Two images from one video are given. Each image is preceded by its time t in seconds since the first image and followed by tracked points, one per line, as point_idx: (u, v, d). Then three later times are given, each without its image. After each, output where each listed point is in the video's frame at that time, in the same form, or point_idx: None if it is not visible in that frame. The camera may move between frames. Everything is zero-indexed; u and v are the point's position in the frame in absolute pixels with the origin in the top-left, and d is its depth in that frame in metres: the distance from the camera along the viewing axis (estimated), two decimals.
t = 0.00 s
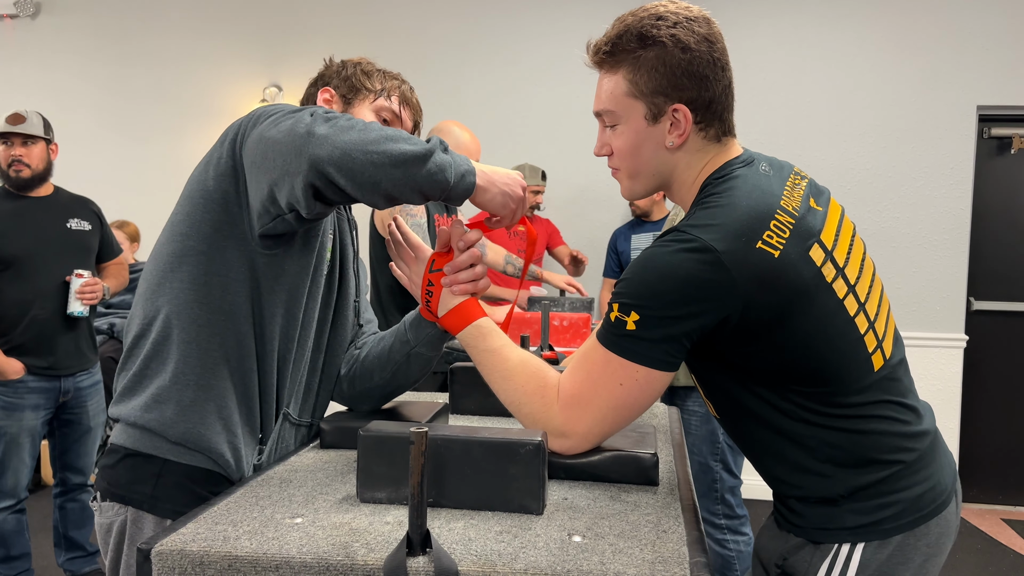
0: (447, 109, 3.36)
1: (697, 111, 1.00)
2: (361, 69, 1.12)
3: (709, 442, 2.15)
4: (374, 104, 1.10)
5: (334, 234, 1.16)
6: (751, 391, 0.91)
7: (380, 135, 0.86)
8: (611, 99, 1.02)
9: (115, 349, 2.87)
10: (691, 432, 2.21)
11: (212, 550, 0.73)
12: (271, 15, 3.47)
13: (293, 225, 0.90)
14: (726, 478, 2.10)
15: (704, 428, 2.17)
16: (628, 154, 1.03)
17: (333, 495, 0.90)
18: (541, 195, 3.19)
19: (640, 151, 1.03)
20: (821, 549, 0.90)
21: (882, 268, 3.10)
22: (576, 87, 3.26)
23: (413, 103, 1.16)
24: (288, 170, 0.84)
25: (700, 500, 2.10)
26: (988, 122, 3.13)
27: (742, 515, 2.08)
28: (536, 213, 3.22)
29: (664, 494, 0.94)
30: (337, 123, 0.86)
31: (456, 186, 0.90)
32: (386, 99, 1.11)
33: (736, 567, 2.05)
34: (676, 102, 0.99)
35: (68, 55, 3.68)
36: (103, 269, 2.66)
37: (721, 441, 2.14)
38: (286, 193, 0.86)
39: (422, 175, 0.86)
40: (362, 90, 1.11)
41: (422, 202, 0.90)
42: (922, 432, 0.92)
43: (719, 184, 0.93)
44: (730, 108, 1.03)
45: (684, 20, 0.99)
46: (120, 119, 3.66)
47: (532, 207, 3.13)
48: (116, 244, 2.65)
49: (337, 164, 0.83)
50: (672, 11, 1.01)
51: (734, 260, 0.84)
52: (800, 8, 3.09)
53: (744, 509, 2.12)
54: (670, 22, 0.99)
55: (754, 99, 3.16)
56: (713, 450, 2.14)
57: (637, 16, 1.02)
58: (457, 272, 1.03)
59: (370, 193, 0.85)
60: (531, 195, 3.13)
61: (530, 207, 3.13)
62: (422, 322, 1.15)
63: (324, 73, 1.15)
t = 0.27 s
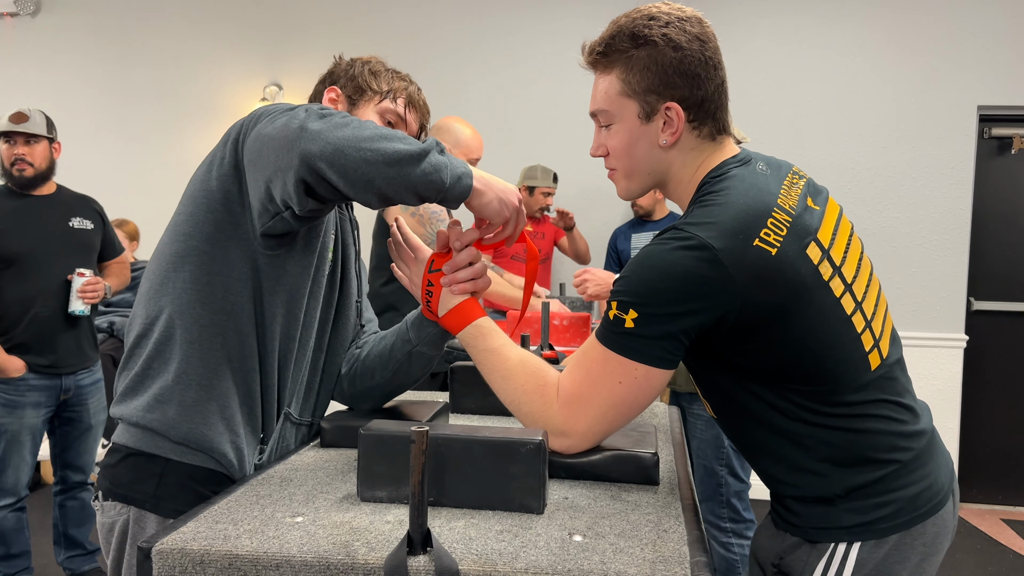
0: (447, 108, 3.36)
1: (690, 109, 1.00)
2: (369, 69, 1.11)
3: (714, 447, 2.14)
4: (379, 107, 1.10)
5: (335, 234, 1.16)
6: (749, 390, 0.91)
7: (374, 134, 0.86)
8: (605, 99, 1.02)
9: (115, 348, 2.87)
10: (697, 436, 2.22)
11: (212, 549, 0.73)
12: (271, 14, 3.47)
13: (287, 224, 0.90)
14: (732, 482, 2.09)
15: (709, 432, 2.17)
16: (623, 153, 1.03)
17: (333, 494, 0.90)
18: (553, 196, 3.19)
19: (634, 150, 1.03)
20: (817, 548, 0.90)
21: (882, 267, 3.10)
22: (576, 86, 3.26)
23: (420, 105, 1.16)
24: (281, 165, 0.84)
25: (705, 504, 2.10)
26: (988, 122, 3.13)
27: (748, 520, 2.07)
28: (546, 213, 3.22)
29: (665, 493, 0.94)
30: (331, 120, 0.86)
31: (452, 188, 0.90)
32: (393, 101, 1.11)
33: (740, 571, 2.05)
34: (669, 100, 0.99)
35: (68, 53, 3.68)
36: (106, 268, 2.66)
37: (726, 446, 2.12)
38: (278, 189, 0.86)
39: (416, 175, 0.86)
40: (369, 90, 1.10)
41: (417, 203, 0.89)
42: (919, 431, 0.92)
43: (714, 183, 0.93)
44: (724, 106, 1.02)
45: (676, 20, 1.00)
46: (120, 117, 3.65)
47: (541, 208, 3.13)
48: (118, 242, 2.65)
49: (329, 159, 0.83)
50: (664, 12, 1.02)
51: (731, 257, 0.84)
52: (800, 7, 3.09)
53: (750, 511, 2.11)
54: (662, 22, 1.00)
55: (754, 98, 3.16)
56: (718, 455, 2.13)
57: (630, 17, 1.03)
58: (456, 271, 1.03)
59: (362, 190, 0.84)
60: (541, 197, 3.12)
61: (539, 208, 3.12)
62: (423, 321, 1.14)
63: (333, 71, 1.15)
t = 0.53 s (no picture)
0: (447, 107, 3.36)
1: (683, 108, 1.00)
2: (371, 67, 1.11)
3: (715, 449, 2.13)
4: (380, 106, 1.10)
5: (334, 233, 1.15)
6: (746, 389, 0.90)
7: (369, 129, 0.85)
8: (600, 96, 1.02)
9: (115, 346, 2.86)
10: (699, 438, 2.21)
11: (212, 549, 0.73)
12: (272, 12, 3.47)
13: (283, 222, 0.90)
14: (733, 484, 2.08)
15: (710, 433, 2.16)
16: (617, 151, 1.04)
17: (333, 494, 0.90)
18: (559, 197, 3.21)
19: (627, 147, 1.03)
20: (813, 548, 0.89)
21: (882, 267, 3.10)
22: (576, 85, 3.26)
23: (421, 104, 1.15)
24: (275, 161, 0.84)
25: (707, 506, 2.10)
26: (988, 121, 3.13)
27: (750, 521, 2.07)
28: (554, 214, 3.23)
29: (665, 493, 0.94)
30: (326, 115, 0.86)
31: (449, 184, 0.89)
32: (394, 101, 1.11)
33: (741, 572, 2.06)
34: (662, 99, 0.99)
35: (68, 52, 3.67)
36: (107, 266, 2.66)
37: (726, 448, 2.11)
38: (273, 185, 0.86)
39: (411, 171, 0.85)
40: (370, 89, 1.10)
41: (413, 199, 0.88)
42: (915, 431, 0.91)
43: (711, 181, 0.93)
44: (719, 106, 1.02)
45: (673, 20, 1.00)
46: (120, 116, 3.65)
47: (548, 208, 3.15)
48: (119, 241, 2.65)
49: (322, 154, 0.82)
50: (663, 12, 1.02)
51: (728, 254, 0.83)
52: (801, 6, 3.08)
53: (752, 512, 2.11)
54: (659, 22, 1.00)
55: (755, 97, 3.16)
56: (718, 456, 2.12)
57: (628, 17, 1.03)
58: (454, 270, 1.03)
59: (355, 185, 0.84)
60: (549, 197, 3.14)
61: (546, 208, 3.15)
62: (423, 321, 1.14)
63: (334, 68, 1.14)
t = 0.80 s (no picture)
0: (447, 105, 3.35)
1: (672, 105, 0.99)
2: (370, 65, 1.11)
3: (716, 447, 2.11)
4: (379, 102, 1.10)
5: (333, 231, 1.15)
6: (742, 387, 0.90)
7: (362, 124, 0.85)
8: (592, 98, 1.04)
9: (115, 345, 2.86)
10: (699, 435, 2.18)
11: (211, 547, 0.73)
12: (272, 11, 3.46)
13: (278, 219, 0.90)
14: (734, 483, 2.07)
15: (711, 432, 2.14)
16: (609, 151, 1.04)
17: (332, 492, 0.90)
18: (564, 198, 3.18)
19: (619, 147, 1.03)
20: (809, 547, 0.89)
21: (882, 265, 3.10)
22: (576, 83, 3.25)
23: (420, 102, 1.15)
24: (269, 158, 0.85)
25: (707, 504, 2.10)
26: (989, 120, 3.13)
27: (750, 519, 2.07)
28: (558, 213, 3.22)
29: (664, 492, 0.94)
30: (319, 111, 0.85)
31: (444, 177, 0.89)
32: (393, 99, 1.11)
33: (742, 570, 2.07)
34: (650, 96, 0.99)
35: (68, 50, 3.66)
36: (108, 265, 2.66)
37: (727, 447, 2.09)
38: (267, 182, 0.86)
39: (405, 165, 0.85)
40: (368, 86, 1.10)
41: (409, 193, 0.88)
42: (912, 430, 0.91)
43: (706, 180, 0.93)
44: (710, 104, 1.02)
45: (662, 22, 1.01)
46: (120, 114, 3.65)
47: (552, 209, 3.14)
48: (120, 240, 2.64)
49: (315, 150, 0.82)
50: (653, 17, 1.04)
51: (725, 251, 0.83)
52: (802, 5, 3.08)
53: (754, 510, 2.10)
54: (647, 24, 1.01)
55: (755, 96, 3.15)
56: (719, 455, 2.10)
57: (620, 22, 1.05)
58: (453, 269, 1.03)
59: (349, 181, 0.84)
60: (553, 198, 3.12)
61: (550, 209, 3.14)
62: (423, 320, 1.14)
63: (333, 66, 1.14)
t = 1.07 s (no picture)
0: (447, 104, 3.35)
1: (673, 102, 0.99)
2: (370, 65, 1.11)
3: (715, 443, 2.13)
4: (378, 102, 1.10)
5: (333, 229, 1.15)
6: (744, 385, 0.90)
7: (354, 117, 0.85)
8: (593, 97, 1.04)
9: (115, 343, 2.86)
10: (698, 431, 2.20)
11: (211, 545, 0.73)
12: (271, 9, 3.46)
13: (274, 214, 0.90)
14: (732, 478, 2.08)
15: (710, 428, 2.16)
16: (611, 150, 1.04)
17: (333, 490, 0.90)
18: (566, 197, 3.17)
19: (620, 145, 1.03)
20: (812, 545, 0.89)
21: (882, 263, 3.10)
22: (576, 82, 3.25)
23: (419, 102, 1.16)
24: (261, 153, 0.84)
25: (705, 499, 2.11)
26: (989, 118, 3.12)
27: (749, 516, 2.07)
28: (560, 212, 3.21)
29: (664, 489, 0.94)
30: (311, 105, 0.85)
31: (441, 170, 0.89)
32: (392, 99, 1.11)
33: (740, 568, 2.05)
34: (651, 93, 0.99)
35: (68, 48, 3.66)
36: (108, 263, 2.66)
37: (726, 442, 2.11)
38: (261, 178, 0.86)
39: (398, 157, 0.84)
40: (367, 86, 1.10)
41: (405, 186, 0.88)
42: (915, 428, 0.91)
43: (706, 177, 0.93)
44: (710, 100, 1.02)
45: (660, 21, 1.02)
46: (120, 112, 3.64)
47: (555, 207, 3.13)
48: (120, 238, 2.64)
49: (307, 143, 0.82)
50: (651, 17, 1.04)
51: (725, 246, 0.83)
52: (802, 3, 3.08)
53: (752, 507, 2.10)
54: (646, 23, 1.02)
55: (756, 94, 3.15)
56: (718, 450, 2.12)
57: (618, 23, 1.06)
58: (455, 266, 1.03)
59: (342, 173, 0.83)
60: (555, 197, 3.10)
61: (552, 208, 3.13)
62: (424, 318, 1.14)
63: (331, 66, 1.14)
